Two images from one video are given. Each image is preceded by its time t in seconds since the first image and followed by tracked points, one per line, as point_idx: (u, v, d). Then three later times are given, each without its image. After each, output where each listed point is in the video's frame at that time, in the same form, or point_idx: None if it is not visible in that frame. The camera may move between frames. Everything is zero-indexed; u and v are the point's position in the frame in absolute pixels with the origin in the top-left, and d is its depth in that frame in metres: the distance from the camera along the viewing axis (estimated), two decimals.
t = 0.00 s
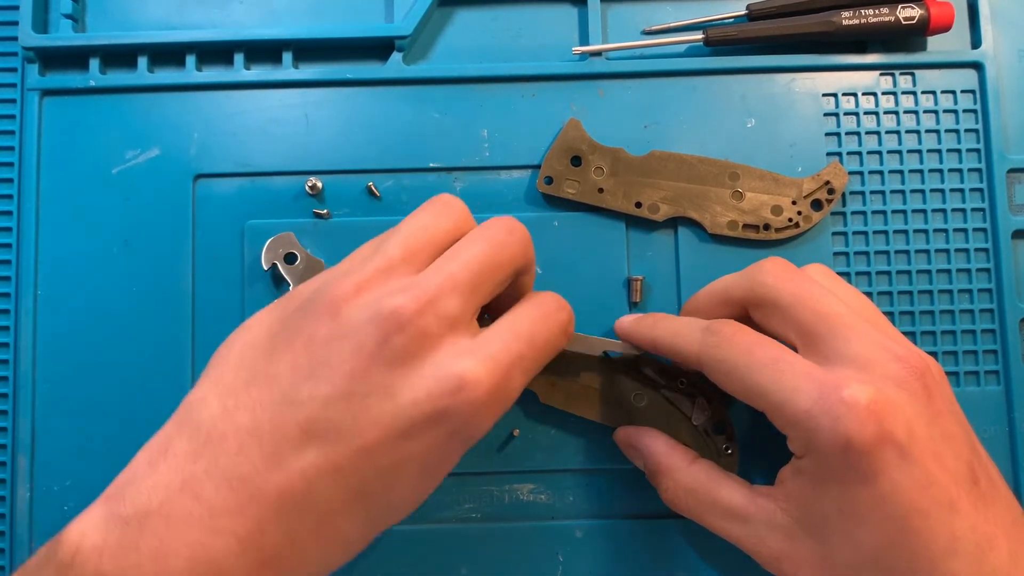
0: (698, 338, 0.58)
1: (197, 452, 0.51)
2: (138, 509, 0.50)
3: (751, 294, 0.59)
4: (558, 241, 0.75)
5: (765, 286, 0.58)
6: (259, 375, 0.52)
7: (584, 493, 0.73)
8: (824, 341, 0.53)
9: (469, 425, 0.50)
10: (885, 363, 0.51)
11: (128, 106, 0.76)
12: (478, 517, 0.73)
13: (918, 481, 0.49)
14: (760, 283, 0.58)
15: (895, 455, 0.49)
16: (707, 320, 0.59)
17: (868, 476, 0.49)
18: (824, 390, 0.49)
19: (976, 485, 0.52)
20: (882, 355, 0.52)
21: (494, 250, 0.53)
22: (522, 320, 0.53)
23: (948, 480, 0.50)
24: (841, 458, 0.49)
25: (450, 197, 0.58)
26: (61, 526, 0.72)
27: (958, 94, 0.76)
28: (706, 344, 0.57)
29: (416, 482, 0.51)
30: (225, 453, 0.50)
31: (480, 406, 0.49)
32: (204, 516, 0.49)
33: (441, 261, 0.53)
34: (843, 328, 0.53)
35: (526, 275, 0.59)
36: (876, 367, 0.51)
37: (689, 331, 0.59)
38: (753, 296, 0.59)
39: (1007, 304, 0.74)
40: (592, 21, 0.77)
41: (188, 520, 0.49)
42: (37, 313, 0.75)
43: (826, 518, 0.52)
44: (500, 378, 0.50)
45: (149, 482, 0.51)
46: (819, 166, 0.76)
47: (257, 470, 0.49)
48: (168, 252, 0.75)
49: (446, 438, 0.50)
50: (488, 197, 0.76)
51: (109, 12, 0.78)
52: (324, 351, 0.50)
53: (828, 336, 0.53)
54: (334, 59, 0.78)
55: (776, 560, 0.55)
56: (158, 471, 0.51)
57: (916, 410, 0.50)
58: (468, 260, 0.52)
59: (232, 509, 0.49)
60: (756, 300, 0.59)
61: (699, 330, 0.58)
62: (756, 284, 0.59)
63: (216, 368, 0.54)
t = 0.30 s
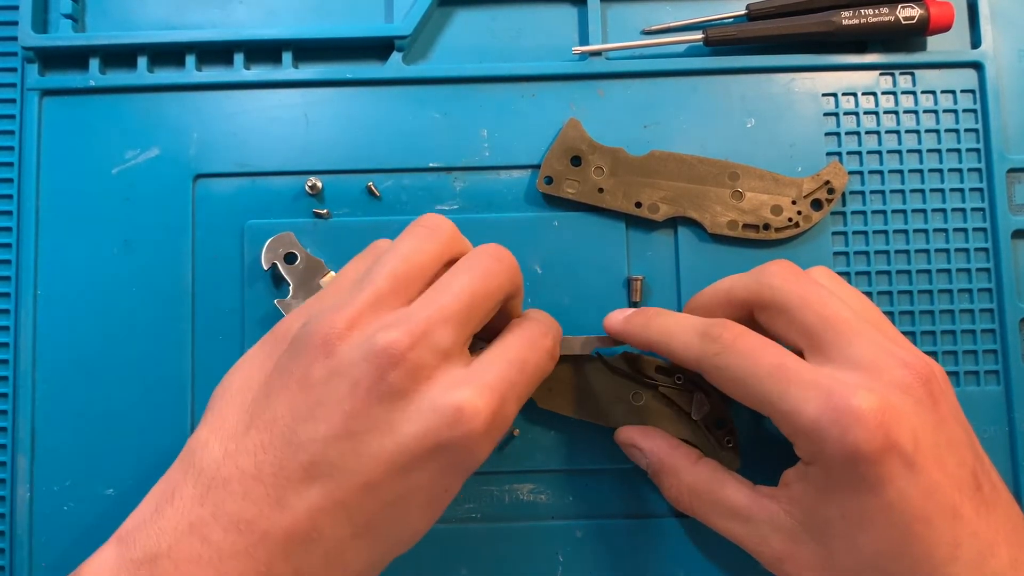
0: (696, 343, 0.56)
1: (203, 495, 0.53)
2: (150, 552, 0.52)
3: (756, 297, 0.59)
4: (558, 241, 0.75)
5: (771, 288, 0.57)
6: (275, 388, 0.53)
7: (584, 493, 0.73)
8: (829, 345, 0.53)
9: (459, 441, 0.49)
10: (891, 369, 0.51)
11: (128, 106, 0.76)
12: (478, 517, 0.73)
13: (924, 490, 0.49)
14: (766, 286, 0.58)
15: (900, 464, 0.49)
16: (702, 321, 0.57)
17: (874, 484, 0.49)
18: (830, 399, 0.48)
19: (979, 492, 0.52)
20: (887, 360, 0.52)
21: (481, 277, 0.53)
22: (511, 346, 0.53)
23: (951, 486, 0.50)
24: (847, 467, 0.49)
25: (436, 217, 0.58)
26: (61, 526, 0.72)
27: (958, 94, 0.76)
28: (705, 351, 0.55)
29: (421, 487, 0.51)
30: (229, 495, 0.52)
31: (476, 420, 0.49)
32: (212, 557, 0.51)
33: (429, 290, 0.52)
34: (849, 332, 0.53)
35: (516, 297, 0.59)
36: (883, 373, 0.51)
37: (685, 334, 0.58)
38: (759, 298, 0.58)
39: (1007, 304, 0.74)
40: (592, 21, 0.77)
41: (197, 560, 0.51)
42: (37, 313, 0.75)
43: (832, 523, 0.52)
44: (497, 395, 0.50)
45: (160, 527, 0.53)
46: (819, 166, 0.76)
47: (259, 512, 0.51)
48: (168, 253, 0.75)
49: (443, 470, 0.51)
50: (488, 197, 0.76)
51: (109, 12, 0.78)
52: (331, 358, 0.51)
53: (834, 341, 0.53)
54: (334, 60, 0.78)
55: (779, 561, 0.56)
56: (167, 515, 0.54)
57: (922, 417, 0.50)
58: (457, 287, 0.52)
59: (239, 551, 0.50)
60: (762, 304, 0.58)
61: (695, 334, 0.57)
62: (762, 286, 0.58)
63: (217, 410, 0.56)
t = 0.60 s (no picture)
0: (690, 334, 0.58)
1: (177, 420, 0.51)
2: (118, 475, 0.50)
3: (751, 292, 0.59)
4: (558, 241, 0.75)
5: (766, 283, 0.58)
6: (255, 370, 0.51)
7: (584, 493, 0.73)
8: (819, 343, 0.53)
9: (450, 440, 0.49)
10: (881, 369, 0.51)
11: (128, 106, 0.76)
12: (478, 517, 0.73)
13: (914, 489, 0.49)
14: (760, 280, 0.58)
15: (889, 463, 0.49)
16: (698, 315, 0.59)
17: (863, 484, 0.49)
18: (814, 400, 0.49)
19: (972, 490, 0.51)
20: (876, 361, 0.52)
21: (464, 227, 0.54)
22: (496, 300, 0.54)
23: (943, 486, 0.50)
24: (837, 466, 0.49)
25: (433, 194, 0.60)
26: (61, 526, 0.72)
27: (958, 94, 0.76)
28: (699, 341, 0.56)
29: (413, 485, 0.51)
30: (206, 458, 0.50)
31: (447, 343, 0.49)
32: (178, 477, 0.49)
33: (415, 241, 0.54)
34: (840, 331, 0.53)
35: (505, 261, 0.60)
36: (871, 374, 0.51)
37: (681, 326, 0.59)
38: (753, 292, 0.59)
39: (1007, 304, 0.74)
40: (592, 21, 0.77)
41: (163, 483, 0.49)
42: (37, 313, 0.75)
43: (820, 525, 0.52)
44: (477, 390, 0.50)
45: (129, 452, 0.51)
46: (819, 166, 0.76)
47: (229, 432, 0.49)
48: (168, 253, 0.75)
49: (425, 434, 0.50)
50: (488, 197, 0.76)
51: (109, 13, 0.78)
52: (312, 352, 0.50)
53: (825, 341, 0.53)
54: (334, 60, 0.78)
55: (775, 563, 0.56)
56: (138, 443, 0.51)
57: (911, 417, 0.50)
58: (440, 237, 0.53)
59: (205, 471, 0.49)
60: (755, 297, 0.59)
61: (690, 325, 0.58)
62: (756, 282, 0.59)
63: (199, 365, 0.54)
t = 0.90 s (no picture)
0: (686, 309, 0.57)
1: (185, 407, 0.51)
2: (121, 459, 0.50)
3: (734, 283, 0.59)
4: (558, 241, 0.75)
5: (748, 274, 0.58)
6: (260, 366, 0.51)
7: (584, 492, 0.73)
8: (799, 333, 0.53)
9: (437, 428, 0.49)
10: (859, 358, 0.51)
11: (128, 106, 0.76)
12: (478, 516, 0.73)
13: (897, 476, 0.48)
14: (744, 271, 0.58)
15: (868, 447, 0.48)
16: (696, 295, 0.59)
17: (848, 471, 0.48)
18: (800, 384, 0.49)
19: (959, 479, 0.50)
20: (855, 351, 0.52)
21: (481, 231, 0.55)
22: (501, 291, 0.54)
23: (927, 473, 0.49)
24: (823, 458, 0.48)
25: (451, 204, 0.61)
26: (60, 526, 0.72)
27: (958, 94, 0.76)
28: (695, 317, 0.56)
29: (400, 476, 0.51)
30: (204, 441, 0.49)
31: (453, 345, 0.49)
32: (181, 464, 0.48)
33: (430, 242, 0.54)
34: (821, 322, 0.53)
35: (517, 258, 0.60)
36: (851, 362, 0.51)
37: (677, 304, 0.59)
38: (736, 286, 0.59)
39: (1007, 304, 0.74)
40: (592, 20, 0.77)
41: (167, 470, 0.48)
42: (37, 313, 0.75)
43: (804, 517, 0.51)
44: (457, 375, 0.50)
45: (134, 436, 0.51)
46: (819, 166, 0.76)
47: (235, 420, 0.49)
48: (168, 253, 0.75)
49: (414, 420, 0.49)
50: (487, 196, 0.76)
51: (109, 13, 0.78)
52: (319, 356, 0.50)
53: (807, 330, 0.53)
54: (334, 59, 0.78)
55: (762, 556, 0.55)
56: (143, 427, 0.51)
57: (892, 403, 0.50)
58: (456, 239, 0.54)
59: (209, 457, 0.48)
60: (738, 290, 0.59)
61: (688, 301, 0.58)
62: (740, 273, 0.58)
63: (208, 373, 0.53)
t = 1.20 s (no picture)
0: (681, 303, 0.57)
1: (208, 433, 0.51)
2: (141, 482, 0.51)
3: (718, 281, 0.58)
4: (558, 241, 0.75)
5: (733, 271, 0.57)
6: (277, 372, 0.52)
7: (583, 492, 0.73)
8: (784, 333, 0.52)
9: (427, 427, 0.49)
10: (847, 357, 0.50)
11: (128, 106, 0.76)
12: (478, 517, 0.73)
13: (885, 473, 0.48)
14: (729, 269, 0.57)
15: (855, 443, 0.47)
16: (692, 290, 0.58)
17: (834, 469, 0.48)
18: (787, 380, 0.48)
19: (947, 473, 0.50)
20: (844, 349, 0.50)
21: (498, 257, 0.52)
22: (513, 315, 0.52)
23: (916, 469, 0.49)
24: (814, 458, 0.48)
25: (466, 215, 0.58)
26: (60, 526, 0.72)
27: (958, 94, 0.76)
28: (690, 311, 0.55)
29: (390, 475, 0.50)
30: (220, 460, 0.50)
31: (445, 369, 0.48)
32: (207, 495, 0.49)
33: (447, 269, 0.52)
34: (808, 321, 0.51)
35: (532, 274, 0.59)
36: (839, 362, 0.50)
37: (672, 299, 0.58)
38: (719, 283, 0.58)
39: (1007, 304, 0.74)
40: (592, 20, 0.77)
41: (192, 501, 0.49)
42: (37, 313, 0.75)
43: (793, 514, 0.51)
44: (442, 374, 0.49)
45: (157, 462, 0.51)
46: (819, 166, 0.76)
47: (261, 455, 0.49)
48: (168, 253, 0.75)
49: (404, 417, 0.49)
50: (488, 197, 0.76)
51: (109, 12, 0.78)
52: (340, 386, 0.50)
53: (793, 330, 0.52)
54: (335, 60, 0.78)
55: (747, 554, 0.56)
56: (167, 453, 0.51)
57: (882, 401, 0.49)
58: (473, 266, 0.52)
59: (228, 473, 0.49)
60: (722, 291, 0.58)
61: (683, 296, 0.57)
62: (724, 271, 0.57)
63: (231, 372, 0.55)
